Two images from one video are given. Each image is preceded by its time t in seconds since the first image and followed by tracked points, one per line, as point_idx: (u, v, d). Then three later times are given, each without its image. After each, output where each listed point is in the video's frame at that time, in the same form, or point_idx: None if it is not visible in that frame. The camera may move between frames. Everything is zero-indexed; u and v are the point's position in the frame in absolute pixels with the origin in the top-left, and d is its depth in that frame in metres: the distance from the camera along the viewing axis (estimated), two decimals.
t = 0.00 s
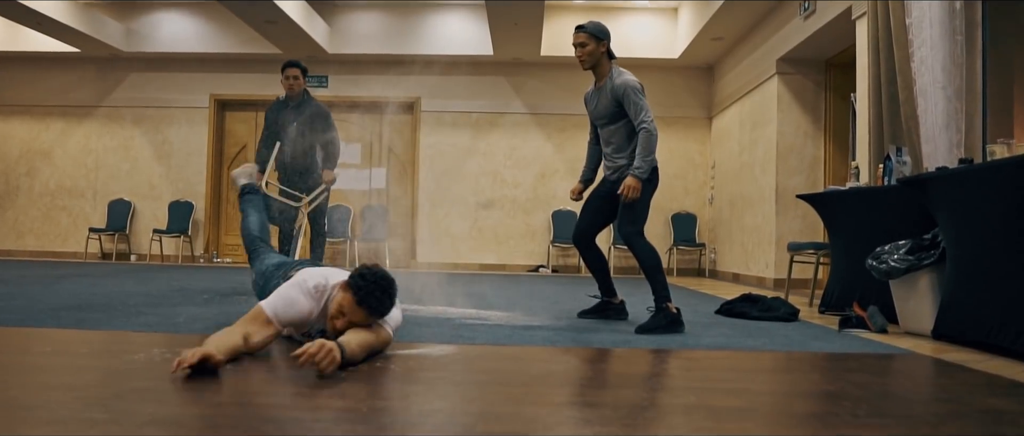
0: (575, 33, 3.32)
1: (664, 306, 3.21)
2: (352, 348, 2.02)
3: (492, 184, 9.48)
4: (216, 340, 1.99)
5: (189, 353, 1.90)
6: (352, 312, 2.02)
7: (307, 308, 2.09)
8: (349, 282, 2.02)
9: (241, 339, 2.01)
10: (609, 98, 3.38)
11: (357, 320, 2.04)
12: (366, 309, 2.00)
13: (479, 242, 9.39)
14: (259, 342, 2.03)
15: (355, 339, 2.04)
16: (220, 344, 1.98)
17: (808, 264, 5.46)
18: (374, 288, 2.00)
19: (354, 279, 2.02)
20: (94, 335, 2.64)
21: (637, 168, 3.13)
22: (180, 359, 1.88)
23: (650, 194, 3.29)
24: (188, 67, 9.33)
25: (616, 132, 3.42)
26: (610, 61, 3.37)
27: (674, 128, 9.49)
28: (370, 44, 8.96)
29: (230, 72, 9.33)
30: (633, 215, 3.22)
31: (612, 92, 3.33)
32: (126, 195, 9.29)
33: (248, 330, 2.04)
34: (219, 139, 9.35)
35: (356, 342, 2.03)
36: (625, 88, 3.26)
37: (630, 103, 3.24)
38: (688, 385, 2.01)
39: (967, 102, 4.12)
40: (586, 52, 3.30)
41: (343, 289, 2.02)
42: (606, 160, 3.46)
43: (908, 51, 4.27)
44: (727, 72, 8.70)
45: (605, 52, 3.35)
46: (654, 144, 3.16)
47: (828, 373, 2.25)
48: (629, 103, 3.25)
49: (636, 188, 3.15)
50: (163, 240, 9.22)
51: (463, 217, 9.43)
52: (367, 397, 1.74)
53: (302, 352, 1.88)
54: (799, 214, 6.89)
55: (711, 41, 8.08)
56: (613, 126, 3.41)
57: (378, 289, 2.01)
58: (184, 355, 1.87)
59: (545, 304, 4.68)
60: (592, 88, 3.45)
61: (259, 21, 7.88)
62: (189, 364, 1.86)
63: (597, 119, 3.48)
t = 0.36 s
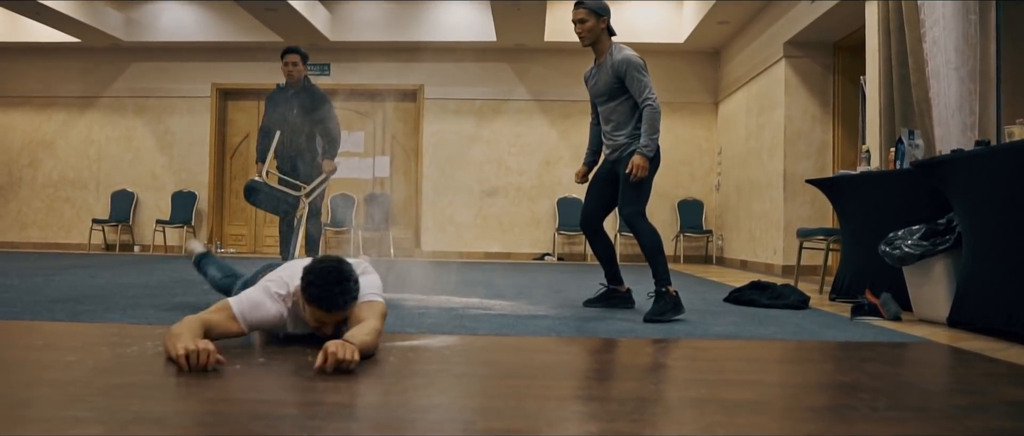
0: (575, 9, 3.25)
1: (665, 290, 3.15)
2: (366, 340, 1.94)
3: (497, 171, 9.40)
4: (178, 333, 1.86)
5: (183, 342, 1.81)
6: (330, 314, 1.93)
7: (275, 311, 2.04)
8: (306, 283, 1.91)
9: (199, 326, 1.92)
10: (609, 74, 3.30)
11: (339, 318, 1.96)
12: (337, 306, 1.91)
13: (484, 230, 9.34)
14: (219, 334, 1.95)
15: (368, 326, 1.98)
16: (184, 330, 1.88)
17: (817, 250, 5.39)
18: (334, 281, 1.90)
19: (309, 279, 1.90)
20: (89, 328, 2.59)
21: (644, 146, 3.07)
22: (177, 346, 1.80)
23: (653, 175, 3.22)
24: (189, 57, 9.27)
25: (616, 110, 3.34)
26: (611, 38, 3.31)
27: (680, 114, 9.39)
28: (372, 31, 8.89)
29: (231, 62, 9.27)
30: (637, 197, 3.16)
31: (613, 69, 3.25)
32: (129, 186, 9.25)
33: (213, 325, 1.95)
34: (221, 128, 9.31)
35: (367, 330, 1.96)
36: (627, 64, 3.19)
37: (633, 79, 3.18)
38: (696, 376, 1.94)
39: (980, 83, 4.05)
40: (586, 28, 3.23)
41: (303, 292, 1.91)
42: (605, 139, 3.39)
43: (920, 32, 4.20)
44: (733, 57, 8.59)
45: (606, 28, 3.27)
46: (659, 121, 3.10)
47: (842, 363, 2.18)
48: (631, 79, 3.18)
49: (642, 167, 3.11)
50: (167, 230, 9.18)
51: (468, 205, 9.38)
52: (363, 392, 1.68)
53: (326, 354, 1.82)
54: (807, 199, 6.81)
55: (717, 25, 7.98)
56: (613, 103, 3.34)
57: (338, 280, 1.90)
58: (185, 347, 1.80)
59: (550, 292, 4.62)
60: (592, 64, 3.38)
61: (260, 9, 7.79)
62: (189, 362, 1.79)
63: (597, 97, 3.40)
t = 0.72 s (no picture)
0: None
1: (665, 278, 3.14)
2: (368, 330, 1.96)
3: (508, 160, 9.32)
4: (164, 332, 1.81)
5: (172, 339, 1.76)
6: (308, 312, 1.93)
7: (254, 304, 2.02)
8: (271, 293, 1.90)
9: (185, 320, 1.88)
10: (618, 54, 3.27)
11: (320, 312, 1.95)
12: (309, 306, 1.90)
13: (495, 220, 9.28)
14: (206, 324, 1.92)
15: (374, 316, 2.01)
16: (173, 326, 1.84)
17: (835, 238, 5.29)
18: (294, 283, 1.88)
19: (273, 289, 1.89)
20: (91, 320, 2.54)
21: (652, 128, 3.07)
22: (166, 346, 1.75)
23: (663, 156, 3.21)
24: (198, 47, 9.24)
25: (624, 89, 3.32)
26: (621, 17, 3.27)
27: (692, 101, 9.29)
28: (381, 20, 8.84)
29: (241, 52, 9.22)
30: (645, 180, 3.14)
31: (622, 48, 3.22)
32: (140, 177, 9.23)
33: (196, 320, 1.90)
34: (230, 120, 9.36)
35: (372, 318, 1.99)
36: (637, 44, 3.16)
37: (643, 59, 3.15)
38: (714, 370, 1.86)
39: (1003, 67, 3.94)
40: (596, 7, 3.20)
41: (272, 300, 1.90)
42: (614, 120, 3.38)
43: (940, 14, 4.10)
44: (747, 43, 8.48)
45: (616, 7, 3.24)
46: (668, 102, 3.09)
47: (865, 355, 2.10)
48: (640, 59, 3.15)
49: (649, 149, 3.10)
50: (176, 222, 9.22)
51: (479, 195, 9.30)
52: (368, 389, 1.61)
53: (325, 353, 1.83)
54: (823, 188, 6.70)
55: (731, 11, 7.86)
56: (622, 83, 3.31)
57: (298, 281, 1.88)
58: (175, 345, 1.74)
59: (561, 282, 4.56)
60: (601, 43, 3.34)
61: None
62: (186, 361, 1.74)
63: (605, 76, 3.37)
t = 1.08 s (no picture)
0: None
1: (670, 273, 3.17)
2: (371, 320, 1.99)
3: (523, 152, 9.25)
4: (161, 328, 1.77)
5: (165, 342, 1.70)
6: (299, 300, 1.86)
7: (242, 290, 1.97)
8: (253, 291, 1.82)
9: (181, 315, 1.83)
10: (632, 37, 3.24)
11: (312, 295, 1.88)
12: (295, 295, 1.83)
13: (511, 212, 9.22)
14: (203, 317, 1.88)
15: (376, 305, 2.05)
16: (169, 325, 1.78)
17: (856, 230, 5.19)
18: (271, 277, 1.80)
19: (252, 286, 1.82)
20: (97, 314, 2.50)
21: (661, 115, 3.05)
22: (160, 351, 1.69)
23: (676, 145, 3.16)
24: (212, 39, 9.21)
25: (638, 74, 3.28)
26: None
27: (710, 92, 9.17)
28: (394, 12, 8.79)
29: (255, 44, 9.18)
30: (654, 167, 3.13)
31: (636, 32, 3.18)
32: (155, 171, 9.23)
33: (189, 315, 1.85)
34: (246, 115, 9.22)
35: (373, 306, 2.03)
36: (651, 27, 3.12)
37: (657, 43, 3.12)
38: (735, 368, 1.79)
39: None
40: None
41: (257, 297, 1.84)
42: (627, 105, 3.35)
43: None
44: (766, 32, 8.35)
45: None
46: (680, 88, 3.06)
47: (894, 351, 2.02)
48: (654, 42, 3.12)
49: (657, 135, 3.09)
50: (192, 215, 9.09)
51: (495, 187, 9.24)
52: (374, 389, 1.55)
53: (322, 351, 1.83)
54: (845, 178, 6.59)
55: None
56: (636, 68, 3.28)
57: (275, 274, 1.80)
58: (169, 352, 1.68)
59: (577, 275, 4.49)
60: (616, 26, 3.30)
61: None
62: (184, 362, 1.68)
63: (619, 61, 3.34)
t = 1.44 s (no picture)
0: None
1: (694, 270, 3.08)
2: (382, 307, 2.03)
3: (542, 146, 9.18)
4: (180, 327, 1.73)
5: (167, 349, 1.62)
6: (300, 271, 1.80)
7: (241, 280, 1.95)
8: (253, 275, 1.76)
9: (202, 322, 1.77)
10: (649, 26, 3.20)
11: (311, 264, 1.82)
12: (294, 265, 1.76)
13: (529, 208, 9.17)
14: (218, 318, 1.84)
15: (374, 287, 2.10)
16: (188, 325, 1.74)
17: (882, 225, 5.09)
18: (265, 251, 1.74)
19: (248, 269, 1.75)
20: (107, 312, 2.46)
21: (671, 106, 3.01)
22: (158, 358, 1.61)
23: (691, 138, 3.10)
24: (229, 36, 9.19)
25: (653, 63, 3.25)
26: None
27: (731, 85, 9.05)
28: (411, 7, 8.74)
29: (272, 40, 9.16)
30: (665, 160, 3.08)
31: (653, 20, 3.15)
32: (174, 168, 9.24)
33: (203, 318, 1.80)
34: (264, 110, 9.22)
35: (373, 289, 2.08)
36: (668, 15, 3.08)
37: (672, 33, 3.08)
38: (761, 367, 1.72)
39: None
40: None
41: (259, 280, 1.77)
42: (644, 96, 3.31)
43: None
44: (788, 24, 8.23)
45: None
46: (693, 79, 3.01)
47: (927, 350, 1.94)
48: (669, 30, 3.08)
49: (664, 127, 3.05)
50: (211, 211, 9.20)
51: (514, 182, 9.19)
52: (384, 390, 1.49)
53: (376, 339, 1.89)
54: (869, 172, 6.47)
55: None
56: (652, 57, 3.24)
57: (267, 247, 1.74)
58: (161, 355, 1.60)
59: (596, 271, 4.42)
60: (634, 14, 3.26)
61: None
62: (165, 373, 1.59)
63: (637, 50, 3.31)
